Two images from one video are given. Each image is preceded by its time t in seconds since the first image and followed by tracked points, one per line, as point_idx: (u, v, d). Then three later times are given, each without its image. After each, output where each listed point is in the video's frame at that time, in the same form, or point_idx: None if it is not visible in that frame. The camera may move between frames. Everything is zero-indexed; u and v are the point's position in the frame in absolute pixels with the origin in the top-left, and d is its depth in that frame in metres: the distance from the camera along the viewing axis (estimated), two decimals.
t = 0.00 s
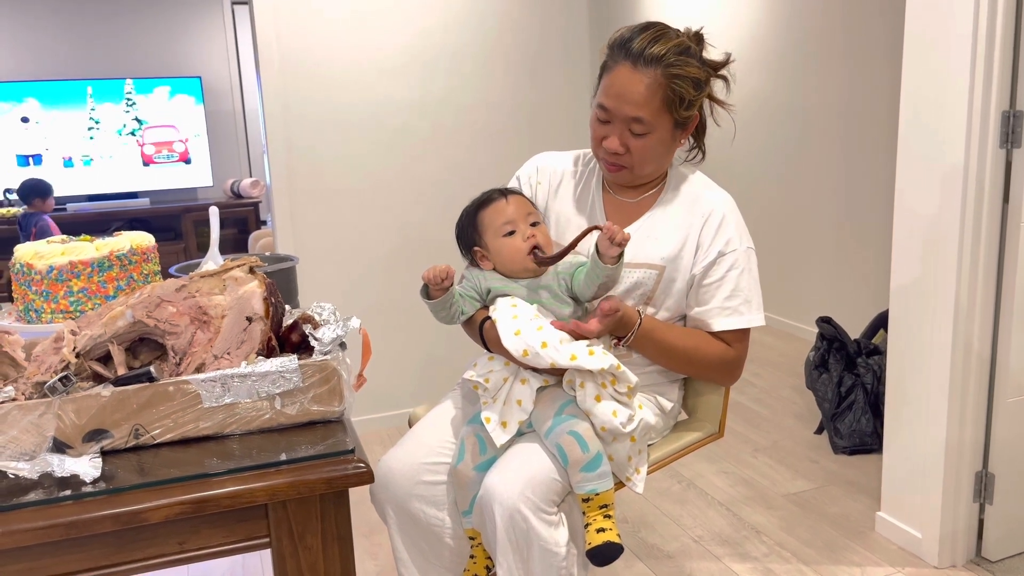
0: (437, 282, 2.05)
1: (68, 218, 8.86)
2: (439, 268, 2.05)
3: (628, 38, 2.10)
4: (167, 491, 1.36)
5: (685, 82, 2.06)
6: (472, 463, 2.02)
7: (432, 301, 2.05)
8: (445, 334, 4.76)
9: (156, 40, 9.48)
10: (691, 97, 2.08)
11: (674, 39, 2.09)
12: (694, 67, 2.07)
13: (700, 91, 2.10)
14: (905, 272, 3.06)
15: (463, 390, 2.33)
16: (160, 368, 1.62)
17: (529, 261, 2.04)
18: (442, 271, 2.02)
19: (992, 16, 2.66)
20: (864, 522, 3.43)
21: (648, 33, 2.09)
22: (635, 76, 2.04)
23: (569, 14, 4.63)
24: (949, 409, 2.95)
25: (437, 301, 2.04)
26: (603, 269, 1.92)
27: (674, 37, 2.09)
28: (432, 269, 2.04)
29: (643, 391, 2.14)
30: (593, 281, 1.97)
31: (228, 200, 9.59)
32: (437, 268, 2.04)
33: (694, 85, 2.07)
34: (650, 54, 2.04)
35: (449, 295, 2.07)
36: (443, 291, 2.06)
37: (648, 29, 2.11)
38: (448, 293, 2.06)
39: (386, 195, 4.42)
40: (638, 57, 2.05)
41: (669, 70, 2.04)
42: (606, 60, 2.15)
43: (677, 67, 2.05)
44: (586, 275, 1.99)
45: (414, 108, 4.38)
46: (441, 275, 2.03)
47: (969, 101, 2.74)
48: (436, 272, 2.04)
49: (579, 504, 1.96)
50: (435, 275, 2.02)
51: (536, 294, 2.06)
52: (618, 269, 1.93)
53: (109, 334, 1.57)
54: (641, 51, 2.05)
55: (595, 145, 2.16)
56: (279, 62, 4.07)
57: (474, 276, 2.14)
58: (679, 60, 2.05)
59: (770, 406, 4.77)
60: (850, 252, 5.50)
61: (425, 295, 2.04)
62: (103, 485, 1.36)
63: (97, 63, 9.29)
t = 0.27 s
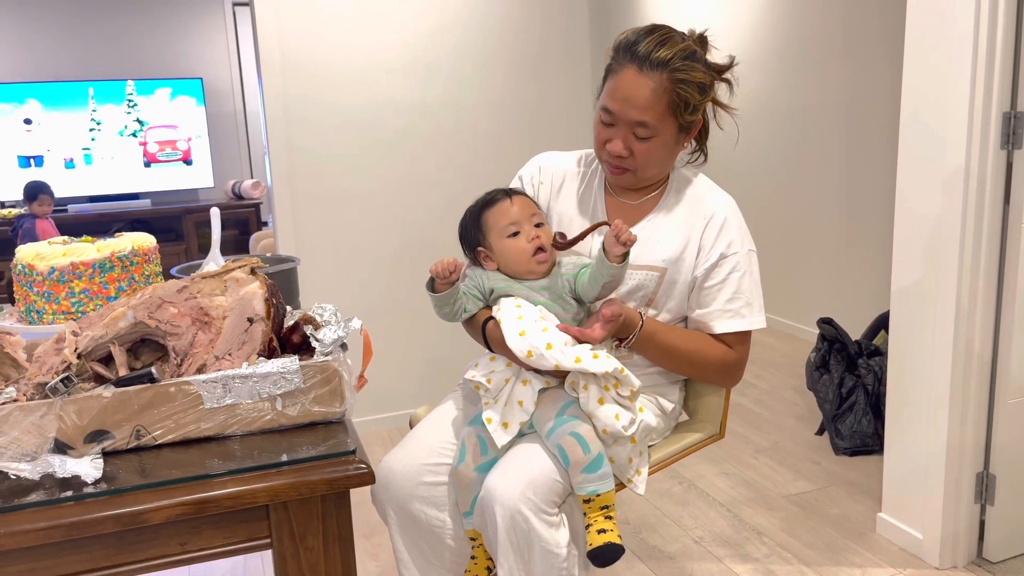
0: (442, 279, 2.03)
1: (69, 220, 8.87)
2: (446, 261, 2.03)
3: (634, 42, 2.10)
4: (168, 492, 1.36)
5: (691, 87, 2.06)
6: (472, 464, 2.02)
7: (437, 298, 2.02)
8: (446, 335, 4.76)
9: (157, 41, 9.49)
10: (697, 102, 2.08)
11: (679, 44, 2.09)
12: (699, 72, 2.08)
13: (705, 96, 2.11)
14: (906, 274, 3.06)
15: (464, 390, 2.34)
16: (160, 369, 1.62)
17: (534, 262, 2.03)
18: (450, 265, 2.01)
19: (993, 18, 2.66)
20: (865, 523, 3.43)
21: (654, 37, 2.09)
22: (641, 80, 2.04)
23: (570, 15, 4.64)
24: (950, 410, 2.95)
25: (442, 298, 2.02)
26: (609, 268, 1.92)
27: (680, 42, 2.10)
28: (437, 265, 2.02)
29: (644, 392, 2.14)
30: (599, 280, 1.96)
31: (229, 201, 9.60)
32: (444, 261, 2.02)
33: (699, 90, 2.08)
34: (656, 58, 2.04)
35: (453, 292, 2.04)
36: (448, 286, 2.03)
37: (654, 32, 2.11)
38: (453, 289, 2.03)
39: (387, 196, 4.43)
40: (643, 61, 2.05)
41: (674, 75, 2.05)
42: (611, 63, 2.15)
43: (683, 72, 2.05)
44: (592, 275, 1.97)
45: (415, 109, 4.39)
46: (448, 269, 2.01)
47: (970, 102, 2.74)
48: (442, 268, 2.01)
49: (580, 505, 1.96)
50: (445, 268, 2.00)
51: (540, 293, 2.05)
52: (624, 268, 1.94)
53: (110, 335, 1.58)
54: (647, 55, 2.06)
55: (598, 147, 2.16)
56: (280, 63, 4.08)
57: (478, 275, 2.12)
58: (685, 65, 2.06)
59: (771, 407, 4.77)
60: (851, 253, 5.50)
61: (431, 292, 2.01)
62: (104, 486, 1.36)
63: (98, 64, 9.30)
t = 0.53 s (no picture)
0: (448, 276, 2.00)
1: (69, 222, 8.86)
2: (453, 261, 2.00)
3: (641, 48, 2.09)
4: (168, 494, 1.36)
5: (697, 96, 2.05)
6: (472, 466, 2.02)
7: (443, 295, 2.00)
8: (446, 337, 4.76)
9: (157, 43, 9.49)
10: (703, 111, 2.08)
11: (687, 51, 2.08)
12: (706, 81, 2.07)
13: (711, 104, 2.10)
14: (906, 275, 3.06)
15: (464, 392, 2.34)
16: (160, 372, 1.62)
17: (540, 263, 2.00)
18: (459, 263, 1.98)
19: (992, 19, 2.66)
20: (865, 525, 3.43)
21: (661, 44, 2.08)
22: (647, 87, 2.03)
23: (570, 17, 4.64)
24: (950, 411, 2.95)
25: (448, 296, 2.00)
26: (615, 279, 1.89)
27: (688, 49, 2.08)
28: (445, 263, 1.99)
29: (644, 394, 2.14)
30: (604, 289, 1.93)
31: (229, 203, 9.60)
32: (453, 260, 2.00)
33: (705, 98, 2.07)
34: (664, 66, 2.03)
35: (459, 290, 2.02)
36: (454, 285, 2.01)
37: (662, 38, 2.10)
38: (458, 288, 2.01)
39: (387, 197, 4.43)
40: (650, 68, 2.04)
41: (681, 82, 2.04)
42: (618, 67, 2.14)
43: (690, 80, 2.04)
44: (597, 282, 1.94)
45: (415, 111, 4.39)
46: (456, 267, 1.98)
47: (970, 103, 2.74)
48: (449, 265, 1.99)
49: (580, 507, 1.96)
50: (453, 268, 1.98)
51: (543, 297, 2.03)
52: (628, 279, 1.91)
53: (109, 337, 1.57)
54: (655, 63, 2.05)
55: (601, 151, 2.16)
56: (280, 65, 4.08)
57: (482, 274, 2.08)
58: (692, 74, 2.05)
59: (771, 409, 4.77)
60: (851, 255, 5.50)
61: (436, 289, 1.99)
62: (104, 488, 1.36)
63: (98, 66, 9.30)
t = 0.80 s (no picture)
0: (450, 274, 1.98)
1: (67, 225, 8.86)
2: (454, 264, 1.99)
3: (656, 59, 2.08)
4: (167, 498, 1.36)
5: (708, 114, 2.05)
6: (472, 470, 2.01)
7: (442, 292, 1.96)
8: (445, 340, 4.76)
9: (155, 46, 9.49)
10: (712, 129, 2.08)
11: (702, 68, 2.08)
12: (718, 100, 2.07)
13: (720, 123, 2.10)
14: (904, 278, 3.06)
15: (463, 395, 2.33)
16: (159, 375, 1.61)
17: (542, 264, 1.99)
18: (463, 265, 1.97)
19: (990, 22, 2.66)
20: (863, 527, 3.43)
21: (677, 57, 2.07)
22: (660, 98, 2.03)
23: (568, 20, 4.65)
24: (948, 414, 2.95)
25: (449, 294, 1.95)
26: (614, 283, 1.89)
27: (703, 66, 2.08)
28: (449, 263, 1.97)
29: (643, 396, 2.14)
30: (604, 292, 1.92)
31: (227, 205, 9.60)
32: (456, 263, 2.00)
33: (715, 117, 2.06)
34: (678, 81, 2.03)
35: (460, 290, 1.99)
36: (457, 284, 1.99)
37: (678, 52, 2.09)
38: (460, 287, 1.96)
39: (385, 200, 4.43)
40: (665, 81, 2.04)
41: (693, 97, 2.04)
42: (630, 77, 2.13)
43: (702, 96, 2.04)
44: (597, 284, 1.93)
45: (413, 114, 4.39)
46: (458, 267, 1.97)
47: (968, 106, 2.74)
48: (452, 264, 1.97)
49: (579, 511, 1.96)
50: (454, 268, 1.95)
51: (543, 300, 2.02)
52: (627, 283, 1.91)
53: (109, 340, 1.57)
54: (669, 76, 2.04)
55: (606, 157, 2.14)
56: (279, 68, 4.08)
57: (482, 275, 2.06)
58: (705, 91, 2.05)
59: (770, 411, 4.77)
60: (849, 257, 5.50)
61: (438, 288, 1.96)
62: (103, 491, 1.36)
63: (96, 69, 9.30)
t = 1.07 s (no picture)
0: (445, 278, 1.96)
1: (65, 228, 8.85)
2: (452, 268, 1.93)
3: (671, 75, 2.00)
4: (163, 502, 1.35)
5: (715, 137, 2.00)
6: (467, 474, 2.02)
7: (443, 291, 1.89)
8: (442, 344, 4.75)
9: (153, 50, 9.49)
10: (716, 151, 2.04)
11: (715, 88, 2.00)
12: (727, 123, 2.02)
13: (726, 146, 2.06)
14: (901, 281, 3.07)
15: (458, 400, 2.31)
16: (155, 379, 1.62)
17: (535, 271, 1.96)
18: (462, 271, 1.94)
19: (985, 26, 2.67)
20: (861, 530, 3.43)
21: (692, 75, 1.99)
22: (671, 115, 1.97)
23: (564, 24, 4.65)
24: (946, 417, 2.96)
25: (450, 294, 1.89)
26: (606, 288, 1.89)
27: (717, 87, 2.01)
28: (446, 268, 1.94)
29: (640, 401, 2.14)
30: (599, 298, 1.91)
31: (225, 209, 9.60)
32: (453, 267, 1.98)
33: (721, 140, 2.02)
34: (691, 102, 1.96)
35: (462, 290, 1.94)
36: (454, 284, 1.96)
37: (692, 67, 2.01)
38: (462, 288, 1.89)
39: (382, 204, 4.43)
40: (677, 99, 1.97)
41: (703, 118, 1.98)
42: (641, 87, 2.05)
43: (713, 118, 1.99)
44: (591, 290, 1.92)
45: (410, 118, 4.39)
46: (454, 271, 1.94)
47: (964, 109, 2.75)
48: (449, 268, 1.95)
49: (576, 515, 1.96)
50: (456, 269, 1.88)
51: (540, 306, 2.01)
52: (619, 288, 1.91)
53: (104, 345, 1.57)
54: (682, 95, 1.97)
55: (608, 166, 2.09)
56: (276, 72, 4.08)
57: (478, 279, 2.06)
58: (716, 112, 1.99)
59: (767, 415, 4.77)
60: (846, 260, 5.51)
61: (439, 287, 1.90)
62: (99, 496, 1.36)
63: (93, 73, 9.29)
